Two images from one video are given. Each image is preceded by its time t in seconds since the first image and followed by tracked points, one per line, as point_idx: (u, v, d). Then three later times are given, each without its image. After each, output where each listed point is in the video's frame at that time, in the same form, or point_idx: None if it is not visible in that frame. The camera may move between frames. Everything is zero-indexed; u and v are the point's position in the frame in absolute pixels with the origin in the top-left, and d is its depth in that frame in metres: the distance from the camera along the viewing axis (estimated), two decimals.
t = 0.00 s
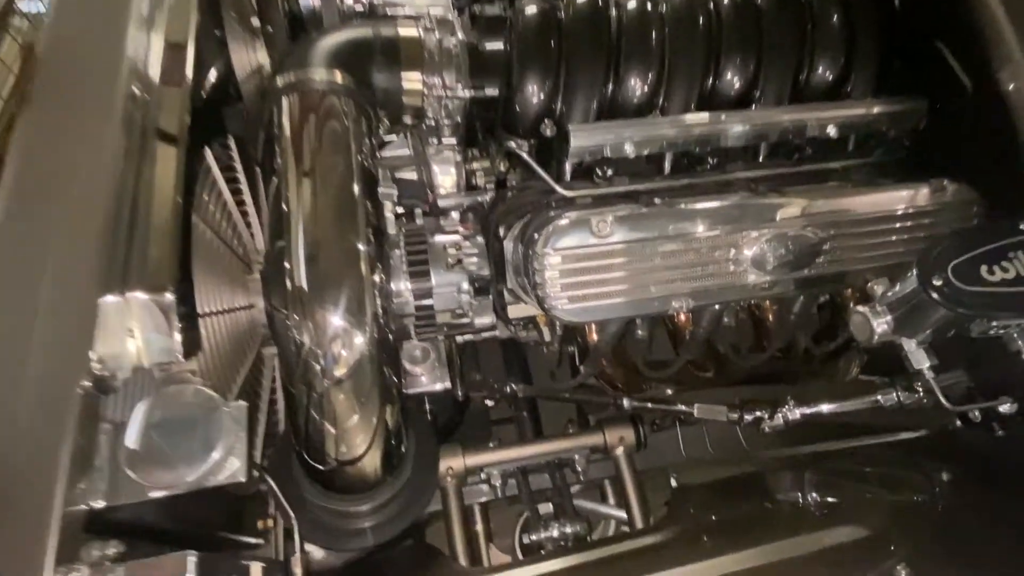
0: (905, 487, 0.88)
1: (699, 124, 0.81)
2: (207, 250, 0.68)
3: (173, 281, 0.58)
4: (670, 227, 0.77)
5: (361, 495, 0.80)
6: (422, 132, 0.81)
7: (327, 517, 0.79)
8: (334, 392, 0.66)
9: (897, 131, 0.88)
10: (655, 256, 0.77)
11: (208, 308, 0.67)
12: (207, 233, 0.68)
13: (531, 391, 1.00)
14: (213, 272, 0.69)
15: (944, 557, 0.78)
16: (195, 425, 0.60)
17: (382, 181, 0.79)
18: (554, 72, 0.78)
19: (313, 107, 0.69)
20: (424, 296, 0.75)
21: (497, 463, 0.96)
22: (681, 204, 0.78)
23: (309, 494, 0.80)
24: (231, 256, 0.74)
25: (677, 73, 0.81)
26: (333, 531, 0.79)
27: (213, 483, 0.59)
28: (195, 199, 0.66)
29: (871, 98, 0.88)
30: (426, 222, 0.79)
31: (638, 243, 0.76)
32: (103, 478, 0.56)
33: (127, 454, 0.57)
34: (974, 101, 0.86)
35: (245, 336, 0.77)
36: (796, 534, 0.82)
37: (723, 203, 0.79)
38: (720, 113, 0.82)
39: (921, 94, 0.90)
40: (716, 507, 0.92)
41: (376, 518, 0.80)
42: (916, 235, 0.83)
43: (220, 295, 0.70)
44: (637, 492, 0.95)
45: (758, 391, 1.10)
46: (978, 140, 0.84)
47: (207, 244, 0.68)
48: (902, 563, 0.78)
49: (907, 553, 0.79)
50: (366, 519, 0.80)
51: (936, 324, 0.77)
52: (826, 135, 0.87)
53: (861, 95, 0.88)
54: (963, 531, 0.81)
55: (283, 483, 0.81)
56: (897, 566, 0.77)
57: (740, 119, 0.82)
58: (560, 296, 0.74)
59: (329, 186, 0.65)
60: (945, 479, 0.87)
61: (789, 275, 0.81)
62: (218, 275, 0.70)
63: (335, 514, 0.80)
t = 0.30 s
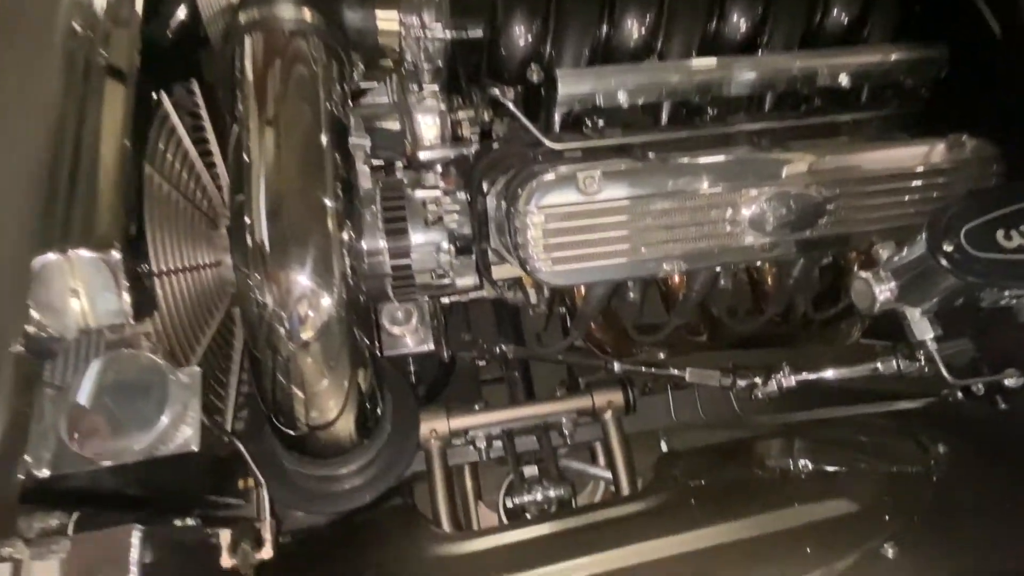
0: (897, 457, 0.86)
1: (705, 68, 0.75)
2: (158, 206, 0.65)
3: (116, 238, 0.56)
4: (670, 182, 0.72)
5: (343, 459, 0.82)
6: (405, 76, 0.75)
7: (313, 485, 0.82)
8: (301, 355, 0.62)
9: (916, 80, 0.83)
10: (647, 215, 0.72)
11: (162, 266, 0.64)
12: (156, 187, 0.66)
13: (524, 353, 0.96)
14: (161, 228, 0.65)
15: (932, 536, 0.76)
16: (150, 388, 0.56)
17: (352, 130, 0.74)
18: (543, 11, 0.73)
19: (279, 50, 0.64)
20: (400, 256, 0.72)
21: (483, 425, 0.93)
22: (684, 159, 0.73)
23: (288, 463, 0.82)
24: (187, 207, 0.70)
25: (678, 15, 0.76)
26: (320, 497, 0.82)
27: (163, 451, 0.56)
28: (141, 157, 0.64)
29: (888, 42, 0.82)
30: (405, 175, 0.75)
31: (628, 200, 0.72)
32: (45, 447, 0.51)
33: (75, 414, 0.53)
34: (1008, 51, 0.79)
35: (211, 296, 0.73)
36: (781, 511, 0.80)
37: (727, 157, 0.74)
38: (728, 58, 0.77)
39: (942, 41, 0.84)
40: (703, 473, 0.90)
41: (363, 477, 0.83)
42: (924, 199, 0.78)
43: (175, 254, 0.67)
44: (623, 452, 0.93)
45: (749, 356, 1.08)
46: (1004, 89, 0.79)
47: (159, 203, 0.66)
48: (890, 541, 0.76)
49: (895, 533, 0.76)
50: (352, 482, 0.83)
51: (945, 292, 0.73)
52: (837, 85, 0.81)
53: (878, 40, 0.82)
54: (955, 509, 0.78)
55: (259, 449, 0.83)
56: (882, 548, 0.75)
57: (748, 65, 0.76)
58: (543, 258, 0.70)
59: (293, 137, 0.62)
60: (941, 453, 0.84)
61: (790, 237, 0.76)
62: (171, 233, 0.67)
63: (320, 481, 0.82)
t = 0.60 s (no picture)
0: (886, 424, 0.84)
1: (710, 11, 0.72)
2: (118, 161, 0.62)
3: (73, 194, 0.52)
4: (671, 140, 0.69)
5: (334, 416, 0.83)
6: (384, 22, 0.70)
7: (304, 448, 0.83)
8: (272, 319, 0.61)
9: (932, 31, 0.79)
10: (636, 174, 0.69)
11: (123, 227, 0.61)
12: (116, 143, 0.62)
13: (514, 315, 0.95)
14: (127, 185, 0.63)
15: (916, 509, 0.74)
16: (114, 354, 0.55)
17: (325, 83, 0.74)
18: None
19: None
20: (379, 216, 0.70)
21: (473, 386, 0.90)
22: (687, 114, 0.70)
23: (273, 429, 0.82)
24: (151, 162, 0.68)
25: None
26: (312, 459, 0.83)
27: (128, 420, 0.55)
28: (100, 108, 0.60)
29: None
30: (386, 129, 0.72)
31: (617, 161, 0.69)
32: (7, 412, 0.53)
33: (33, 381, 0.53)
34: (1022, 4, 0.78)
35: (180, 253, 0.71)
36: (764, 479, 0.78)
37: (730, 113, 0.71)
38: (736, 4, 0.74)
39: None
40: (694, 436, 0.88)
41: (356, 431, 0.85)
42: (936, 154, 0.75)
43: (145, 212, 0.65)
44: (610, 415, 0.90)
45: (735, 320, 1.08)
46: None
47: (122, 160, 0.63)
48: (869, 513, 0.74)
49: (877, 503, 0.75)
50: (348, 437, 0.84)
51: (943, 260, 0.71)
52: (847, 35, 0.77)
53: None
54: (940, 478, 0.77)
55: (239, 418, 0.83)
56: (863, 519, 0.74)
57: (761, 13, 0.73)
58: (526, 220, 0.68)
59: (260, 86, 0.59)
60: (930, 423, 0.84)
61: (789, 199, 0.73)
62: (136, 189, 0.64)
63: (309, 444, 0.83)
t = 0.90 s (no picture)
0: (875, 390, 0.83)
1: None
2: (90, 118, 0.61)
3: (41, 151, 0.51)
4: (670, 100, 0.67)
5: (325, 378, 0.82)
6: None
7: (292, 411, 0.82)
8: (252, 284, 0.62)
9: None
10: (626, 136, 0.67)
11: (98, 189, 0.60)
12: (87, 100, 0.60)
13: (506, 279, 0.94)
14: (104, 145, 0.62)
15: (897, 479, 0.74)
16: (88, 318, 0.55)
17: (303, 35, 0.70)
18: None
19: None
20: (363, 178, 0.68)
21: (463, 351, 0.89)
22: (692, 73, 0.68)
23: (261, 394, 0.81)
24: (127, 123, 0.67)
25: None
26: (302, 422, 0.83)
27: (102, 383, 0.55)
28: (67, 63, 0.58)
29: None
30: (372, 86, 0.70)
31: (610, 121, 0.67)
32: None
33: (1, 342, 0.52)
34: None
35: (160, 214, 0.71)
36: (748, 446, 0.78)
37: (732, 72, 0.68)
38: None
39: None
40: (685, 401, 0.87)
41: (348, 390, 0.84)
42: (940, 118, 0.73)
43: (124, 171, 0.65)
44: (600, 381, 0.89)
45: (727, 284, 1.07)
46: None
47: (99, 120, 0.62)
48: (850, 483, 0.74)
49: (859, 472, 0.75)
50: (337, 400, 0.83)
51: (938, 229, 0.70)
52: None
53: None
54: (924, 449, 0.77)
55: (225, 383, 0.82)
56: (843, 489, 0.73)
57: None
58: (512, 184, 0.67)
59: (235, 40, 0.60)
60: (918, 392, 0.83)
61: (786, 163, 0.72)
62: (113, 149, 0.64)
63: (300, 407, 0.82)
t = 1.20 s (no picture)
0: (864, 357, 0.84)
1: None
2: (70, 78, 0.60)
3: (18, 112, 0.51)
4: (670, 62, 0.66)
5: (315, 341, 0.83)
6: None
7: (287, 373, 0.83)
8: (240, 247, 0.63)
9: None
10: (620, 98, 0.67)
11: (81, 150, 0.60)
12: (66, 57, 0.60)
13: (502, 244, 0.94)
14: (87, 104, 0.62)
15: (879, 446, 0.76)
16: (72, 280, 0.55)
17: None
18: None
19: None
20: (352, 140, 0.68)
21: (458, 315, 0.89)
22: (695, 32, 0.66)
23: (256, 356, 0.82)
24: (110, 81, 0.67)
25: None
26: (296, 385, 0.84)
27: (90, 344, 0.56)
28: (44, 18, 0.57)
29: None
30: (361, 45, 0.68)
31: (602, 81, 0.66)
32: None
33: None
34: None
35: (145, 175, 0.71)
36: (734, 412, 0.79)
37: (734, 32, 0.66)
38: None
39: None
40: (676, 364, 0.87)
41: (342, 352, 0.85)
42: (942, 83, 0.72)
43: (107, 130, 0.65)
44: (592, 346, 0.90)
45: (728, 253, 1.05)
46: None
47: (80, 80, 0.62)
48: (829, 449, 0.75)
49: (843, 437, 0.76)
50: (331, 362, 0.84)
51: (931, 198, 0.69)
52: None
53: None
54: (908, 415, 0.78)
55: (217, 348, 0.82)
56: (825, 454, 0.75)
57: None
58: (503, 147, 0.67)
59: None
60: (907, 359, 0.83)
61: (786, 128, 0.71)
62: (96, 108, 0.63)
63: (294, 369, 0.83)
